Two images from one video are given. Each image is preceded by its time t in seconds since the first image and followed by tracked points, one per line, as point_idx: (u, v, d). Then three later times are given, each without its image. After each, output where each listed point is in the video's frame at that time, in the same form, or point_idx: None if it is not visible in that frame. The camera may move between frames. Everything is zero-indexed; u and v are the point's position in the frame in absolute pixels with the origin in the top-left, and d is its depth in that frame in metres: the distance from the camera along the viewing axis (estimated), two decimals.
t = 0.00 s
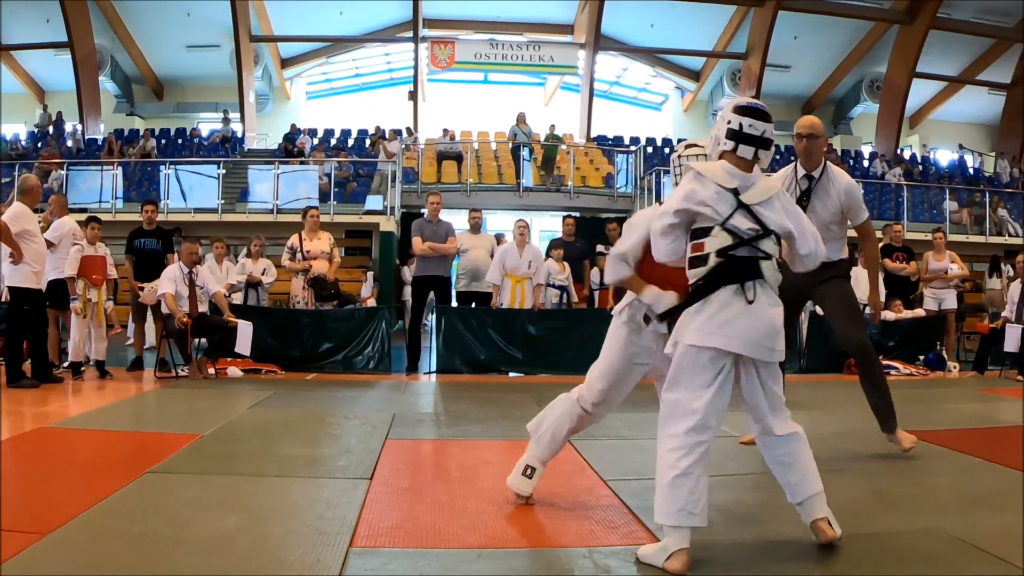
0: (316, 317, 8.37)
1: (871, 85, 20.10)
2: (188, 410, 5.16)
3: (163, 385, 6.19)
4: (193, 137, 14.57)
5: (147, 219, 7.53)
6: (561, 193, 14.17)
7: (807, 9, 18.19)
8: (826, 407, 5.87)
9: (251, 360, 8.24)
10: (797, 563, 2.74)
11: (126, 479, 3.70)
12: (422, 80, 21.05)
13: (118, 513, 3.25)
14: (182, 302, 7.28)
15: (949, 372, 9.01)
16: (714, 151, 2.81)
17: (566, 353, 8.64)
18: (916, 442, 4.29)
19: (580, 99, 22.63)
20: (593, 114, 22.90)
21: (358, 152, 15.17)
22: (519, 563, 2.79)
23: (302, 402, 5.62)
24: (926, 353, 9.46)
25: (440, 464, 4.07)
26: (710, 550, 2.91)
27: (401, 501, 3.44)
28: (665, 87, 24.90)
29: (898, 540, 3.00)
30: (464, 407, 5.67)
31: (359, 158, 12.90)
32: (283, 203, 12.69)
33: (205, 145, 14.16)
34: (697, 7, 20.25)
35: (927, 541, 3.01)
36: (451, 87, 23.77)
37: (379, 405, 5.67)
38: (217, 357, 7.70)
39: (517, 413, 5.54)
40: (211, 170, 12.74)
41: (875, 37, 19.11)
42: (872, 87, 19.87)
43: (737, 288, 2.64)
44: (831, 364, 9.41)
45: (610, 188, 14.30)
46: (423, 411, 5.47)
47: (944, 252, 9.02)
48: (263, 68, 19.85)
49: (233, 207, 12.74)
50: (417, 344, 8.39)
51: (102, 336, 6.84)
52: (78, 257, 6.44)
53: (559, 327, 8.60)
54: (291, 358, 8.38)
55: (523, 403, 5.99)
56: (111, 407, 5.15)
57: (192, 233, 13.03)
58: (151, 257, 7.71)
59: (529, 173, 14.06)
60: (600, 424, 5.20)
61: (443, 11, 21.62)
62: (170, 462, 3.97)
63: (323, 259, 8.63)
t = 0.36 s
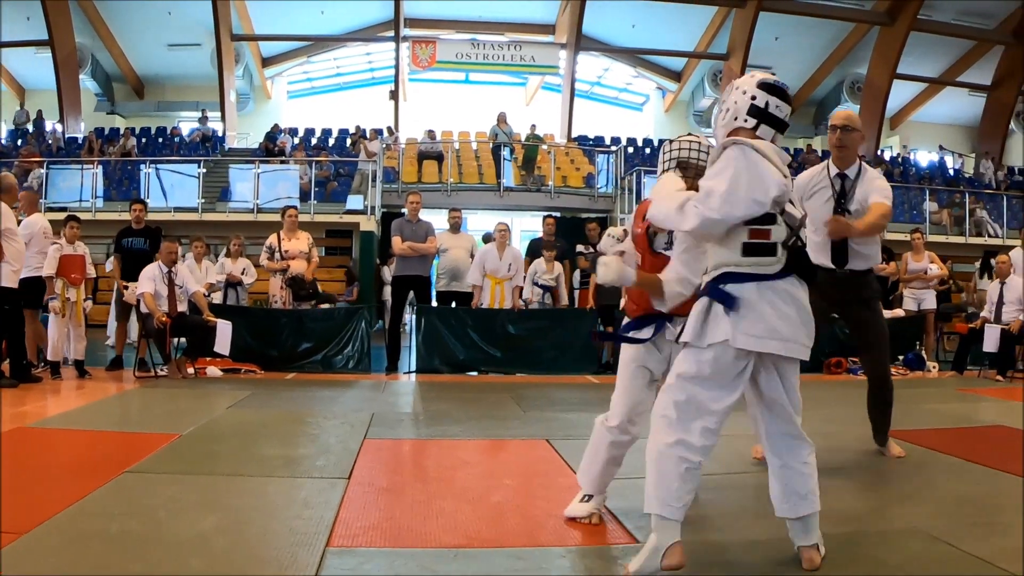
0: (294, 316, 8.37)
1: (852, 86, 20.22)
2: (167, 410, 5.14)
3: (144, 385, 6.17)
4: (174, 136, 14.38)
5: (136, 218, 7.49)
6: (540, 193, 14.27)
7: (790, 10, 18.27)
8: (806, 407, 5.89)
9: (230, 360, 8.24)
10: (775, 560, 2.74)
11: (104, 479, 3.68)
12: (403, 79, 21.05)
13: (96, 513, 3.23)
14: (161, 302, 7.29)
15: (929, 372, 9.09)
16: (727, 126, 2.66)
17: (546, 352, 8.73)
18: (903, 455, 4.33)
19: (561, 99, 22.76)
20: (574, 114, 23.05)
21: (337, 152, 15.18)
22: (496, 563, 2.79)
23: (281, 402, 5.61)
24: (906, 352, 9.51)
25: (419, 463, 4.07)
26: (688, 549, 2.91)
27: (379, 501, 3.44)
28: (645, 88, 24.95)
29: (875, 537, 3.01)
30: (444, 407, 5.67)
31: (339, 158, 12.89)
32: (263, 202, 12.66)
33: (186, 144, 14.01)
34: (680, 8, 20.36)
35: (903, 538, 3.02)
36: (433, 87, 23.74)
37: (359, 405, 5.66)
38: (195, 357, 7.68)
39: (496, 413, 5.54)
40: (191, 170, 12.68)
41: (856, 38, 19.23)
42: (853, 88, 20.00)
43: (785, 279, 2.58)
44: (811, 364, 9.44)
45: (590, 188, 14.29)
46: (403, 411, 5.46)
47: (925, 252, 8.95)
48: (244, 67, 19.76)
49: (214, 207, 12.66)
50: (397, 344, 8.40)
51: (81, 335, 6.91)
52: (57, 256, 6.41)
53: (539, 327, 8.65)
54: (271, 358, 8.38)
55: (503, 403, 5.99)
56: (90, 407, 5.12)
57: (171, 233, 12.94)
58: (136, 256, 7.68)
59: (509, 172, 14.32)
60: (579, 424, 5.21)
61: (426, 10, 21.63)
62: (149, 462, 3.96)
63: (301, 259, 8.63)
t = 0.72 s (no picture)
0: (274, 314, 8.48)
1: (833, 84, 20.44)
2: (145, 407, 5.13)
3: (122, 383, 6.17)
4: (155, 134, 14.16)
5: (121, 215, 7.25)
6: (522, 191, 14.67)
7: (772, 9, 18.38)
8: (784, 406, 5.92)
9: (209, 357, 8.31)
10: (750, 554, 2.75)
11: (82, 477, 3.66)
12: (384, 77, 21.10)
13: (73, 512, 3.21)
14: (141, 300, 7.31)
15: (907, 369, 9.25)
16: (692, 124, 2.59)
17: (526, 350, 8.77)
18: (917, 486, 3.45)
19: (542, 98, 23.00)
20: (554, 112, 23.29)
21: (319, 149, 15.23)
22: (472, 559, 2.80)
23: (260, 400, 5.60)
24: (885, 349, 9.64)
25: (398, 462, 4.06)
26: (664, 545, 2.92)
27: (358, 498, 3.44)
28: (626, 86, 25.13)
29: (851, 533, 3.01)
30: (423, 405, 5.69)
31: (319, 156, 13.25)
32: (244, 200, 12.77)
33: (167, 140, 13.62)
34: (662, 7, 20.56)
35: (880, 533, 3.03)
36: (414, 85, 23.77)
37: (339, 402, 5.64)
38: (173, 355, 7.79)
39: (476, 410, 5.56)
40: (173, 167, 11.80)
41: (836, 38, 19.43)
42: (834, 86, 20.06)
43: (667, 289, 2.39)
44: (792, 362, 9.54)
45: (572, 186, 14.82)
46: (382, 408, 5.47)
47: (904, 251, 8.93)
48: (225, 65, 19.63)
49: (194, 204, 12.34)
50: (376, 342, 8.41)
51: (60, 333, 7.01)
52: (37, 254, 6.31)
53: (520, 326, 8.71)
54: (251, 356, 8.51)
55: (483, 400, 6.02)
56: (69, 404, 5.11)
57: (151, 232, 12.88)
58: (121, 253, 7.62)
59: (490, 171, 14.59)
60: (557, 421, 5.22)
61: (410, 8, 21.70)
62: (128, 460, 3.94)
63: (281, 257, 8.63)
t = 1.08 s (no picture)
0: (259, 314, 8.53)
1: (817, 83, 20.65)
2: (128, 406, 5.11)
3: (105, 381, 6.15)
4: (139, 130, 13.49)
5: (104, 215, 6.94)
6: (505, 188, 14.96)
7: (757, 9, 18.52)
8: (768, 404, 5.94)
9: (194, 356, 8.38)
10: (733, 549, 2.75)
11: (65, 476, 3.65)
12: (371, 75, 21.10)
13: (55, 511, 3.20)
14: (125, 297, 7.35)
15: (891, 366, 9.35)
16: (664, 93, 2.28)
17: (509, 349, 8.77)
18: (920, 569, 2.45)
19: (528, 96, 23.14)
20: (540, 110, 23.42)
21: (304, 147, 15.24)
22: (456, 557, 2.80)
23: (245, 398, 5.59)
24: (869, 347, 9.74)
25: (383, 460, 4.06)
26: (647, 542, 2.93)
27: (343, 496, 3.44)
28: (612, 85, 25.28)
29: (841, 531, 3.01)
30: (409, 403, 5.70)
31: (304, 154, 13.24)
32: (228, 199, 11.73)
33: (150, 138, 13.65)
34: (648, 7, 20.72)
35: (865, 527, 3.03)
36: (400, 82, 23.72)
37: (323, 401, 5.64)
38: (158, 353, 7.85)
39: (462, 408, 5.57)
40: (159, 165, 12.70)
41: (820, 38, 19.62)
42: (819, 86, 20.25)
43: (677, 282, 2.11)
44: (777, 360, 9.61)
45: (555, 184, 15.09)
46: (368, 406, 5.47)
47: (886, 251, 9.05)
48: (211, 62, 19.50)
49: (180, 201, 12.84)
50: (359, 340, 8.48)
51: (44, 330, 6.92)
52: (21, 251, 6.55)
53: (506, 323, 8.72)
54: (234, 354, 8.55)
55: (468, 398, 6.03)
56: (52, 403, 5.08)
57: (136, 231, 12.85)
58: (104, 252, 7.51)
59: (475, 169, 14.83)
60: (542, 419, 5.24)
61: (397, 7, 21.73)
62: (111, 459, 3.92)
63: (267, 255, 8.58)
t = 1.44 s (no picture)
0: (247, 314, 8.52)
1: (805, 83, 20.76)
2: (116, 406, 5.11)
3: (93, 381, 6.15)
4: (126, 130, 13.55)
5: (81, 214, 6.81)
6: (494, 188, 14.87)
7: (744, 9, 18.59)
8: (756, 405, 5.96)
9: (182, 356, 8.37)
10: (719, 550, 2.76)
11: (54, 475, 3.65)
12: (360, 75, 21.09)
13: (42, 511, 3.20)
14: (113, 298, 7.36)
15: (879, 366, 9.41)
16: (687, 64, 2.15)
17: (498, 349, 8.77)
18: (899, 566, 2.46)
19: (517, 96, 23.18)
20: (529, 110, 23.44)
21: (293, 147, 15.21)
22: (442, 557, 2.81)
23: (233, 398, 5.59)
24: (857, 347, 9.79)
25: (371, 460, 4.07)
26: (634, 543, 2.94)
27: (330, 496, 3.44)
28: (601, 84, 25.35)
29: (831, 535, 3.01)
30: (397, 403, 5.71)
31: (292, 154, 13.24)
32: (216, 197, 12.23)
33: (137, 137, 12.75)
34: (636, 6, 20.81)
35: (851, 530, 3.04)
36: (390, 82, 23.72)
37: (311, 401, 5.65)
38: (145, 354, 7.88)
39: (450, 408, 5.58)
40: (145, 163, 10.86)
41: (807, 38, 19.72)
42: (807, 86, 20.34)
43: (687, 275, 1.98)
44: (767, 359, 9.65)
45: (544, 183, 15.04)
46: (356, 407, 5.47)
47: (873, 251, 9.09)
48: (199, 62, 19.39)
49: (167, 203, 11.27)
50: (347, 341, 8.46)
51: (31, 331, 7.03)
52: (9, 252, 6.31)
53: (494, 323, 8.72)
54: (223, 354, 8.55)
55: (456, 398, 6.04)
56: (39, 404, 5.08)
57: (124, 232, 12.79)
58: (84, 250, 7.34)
59: (463, 169, 14.75)
60: (530, 419, 5.25)
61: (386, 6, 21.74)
62: (99, 459, 3.92)
63: (255, 254, 8.73)
